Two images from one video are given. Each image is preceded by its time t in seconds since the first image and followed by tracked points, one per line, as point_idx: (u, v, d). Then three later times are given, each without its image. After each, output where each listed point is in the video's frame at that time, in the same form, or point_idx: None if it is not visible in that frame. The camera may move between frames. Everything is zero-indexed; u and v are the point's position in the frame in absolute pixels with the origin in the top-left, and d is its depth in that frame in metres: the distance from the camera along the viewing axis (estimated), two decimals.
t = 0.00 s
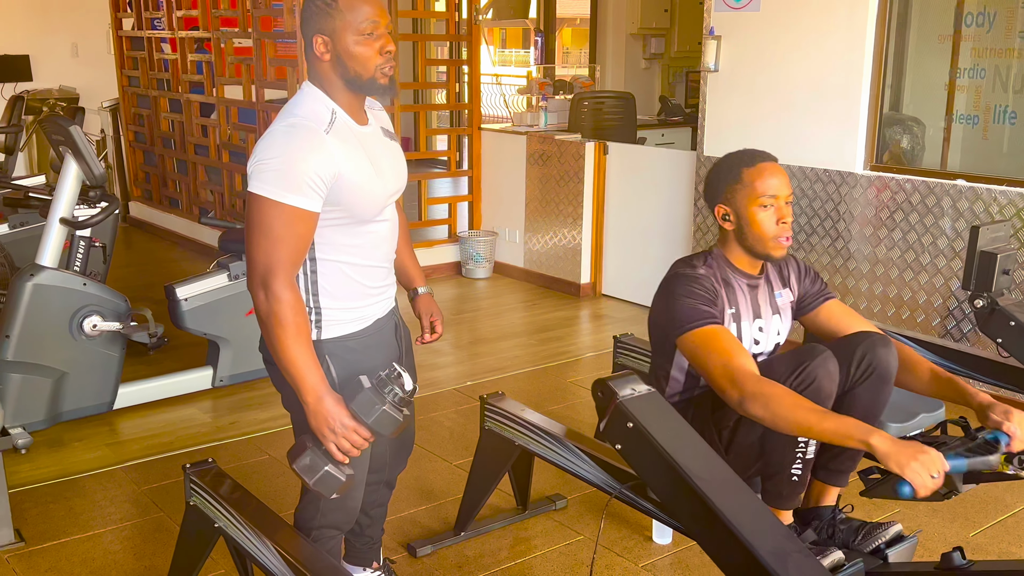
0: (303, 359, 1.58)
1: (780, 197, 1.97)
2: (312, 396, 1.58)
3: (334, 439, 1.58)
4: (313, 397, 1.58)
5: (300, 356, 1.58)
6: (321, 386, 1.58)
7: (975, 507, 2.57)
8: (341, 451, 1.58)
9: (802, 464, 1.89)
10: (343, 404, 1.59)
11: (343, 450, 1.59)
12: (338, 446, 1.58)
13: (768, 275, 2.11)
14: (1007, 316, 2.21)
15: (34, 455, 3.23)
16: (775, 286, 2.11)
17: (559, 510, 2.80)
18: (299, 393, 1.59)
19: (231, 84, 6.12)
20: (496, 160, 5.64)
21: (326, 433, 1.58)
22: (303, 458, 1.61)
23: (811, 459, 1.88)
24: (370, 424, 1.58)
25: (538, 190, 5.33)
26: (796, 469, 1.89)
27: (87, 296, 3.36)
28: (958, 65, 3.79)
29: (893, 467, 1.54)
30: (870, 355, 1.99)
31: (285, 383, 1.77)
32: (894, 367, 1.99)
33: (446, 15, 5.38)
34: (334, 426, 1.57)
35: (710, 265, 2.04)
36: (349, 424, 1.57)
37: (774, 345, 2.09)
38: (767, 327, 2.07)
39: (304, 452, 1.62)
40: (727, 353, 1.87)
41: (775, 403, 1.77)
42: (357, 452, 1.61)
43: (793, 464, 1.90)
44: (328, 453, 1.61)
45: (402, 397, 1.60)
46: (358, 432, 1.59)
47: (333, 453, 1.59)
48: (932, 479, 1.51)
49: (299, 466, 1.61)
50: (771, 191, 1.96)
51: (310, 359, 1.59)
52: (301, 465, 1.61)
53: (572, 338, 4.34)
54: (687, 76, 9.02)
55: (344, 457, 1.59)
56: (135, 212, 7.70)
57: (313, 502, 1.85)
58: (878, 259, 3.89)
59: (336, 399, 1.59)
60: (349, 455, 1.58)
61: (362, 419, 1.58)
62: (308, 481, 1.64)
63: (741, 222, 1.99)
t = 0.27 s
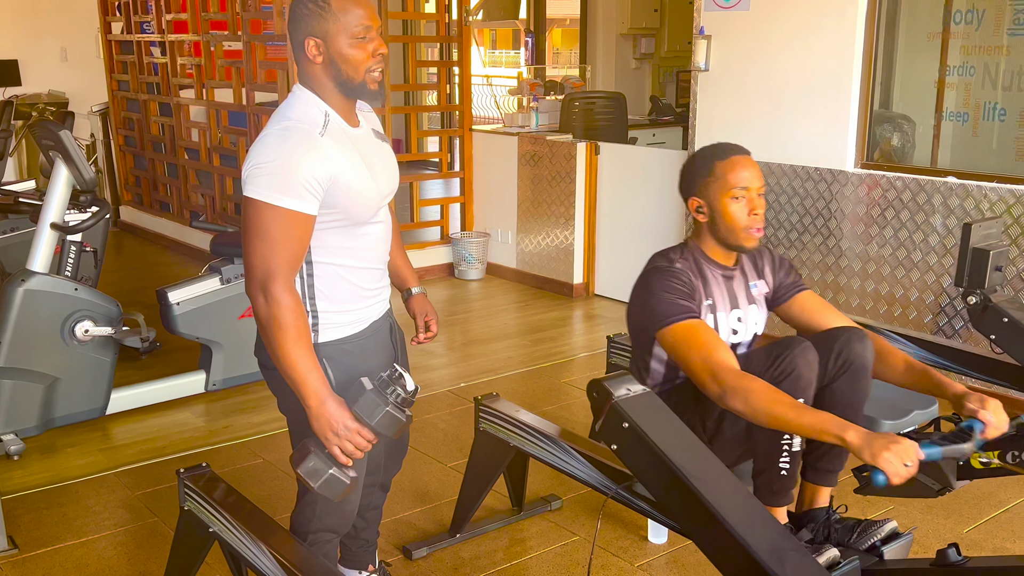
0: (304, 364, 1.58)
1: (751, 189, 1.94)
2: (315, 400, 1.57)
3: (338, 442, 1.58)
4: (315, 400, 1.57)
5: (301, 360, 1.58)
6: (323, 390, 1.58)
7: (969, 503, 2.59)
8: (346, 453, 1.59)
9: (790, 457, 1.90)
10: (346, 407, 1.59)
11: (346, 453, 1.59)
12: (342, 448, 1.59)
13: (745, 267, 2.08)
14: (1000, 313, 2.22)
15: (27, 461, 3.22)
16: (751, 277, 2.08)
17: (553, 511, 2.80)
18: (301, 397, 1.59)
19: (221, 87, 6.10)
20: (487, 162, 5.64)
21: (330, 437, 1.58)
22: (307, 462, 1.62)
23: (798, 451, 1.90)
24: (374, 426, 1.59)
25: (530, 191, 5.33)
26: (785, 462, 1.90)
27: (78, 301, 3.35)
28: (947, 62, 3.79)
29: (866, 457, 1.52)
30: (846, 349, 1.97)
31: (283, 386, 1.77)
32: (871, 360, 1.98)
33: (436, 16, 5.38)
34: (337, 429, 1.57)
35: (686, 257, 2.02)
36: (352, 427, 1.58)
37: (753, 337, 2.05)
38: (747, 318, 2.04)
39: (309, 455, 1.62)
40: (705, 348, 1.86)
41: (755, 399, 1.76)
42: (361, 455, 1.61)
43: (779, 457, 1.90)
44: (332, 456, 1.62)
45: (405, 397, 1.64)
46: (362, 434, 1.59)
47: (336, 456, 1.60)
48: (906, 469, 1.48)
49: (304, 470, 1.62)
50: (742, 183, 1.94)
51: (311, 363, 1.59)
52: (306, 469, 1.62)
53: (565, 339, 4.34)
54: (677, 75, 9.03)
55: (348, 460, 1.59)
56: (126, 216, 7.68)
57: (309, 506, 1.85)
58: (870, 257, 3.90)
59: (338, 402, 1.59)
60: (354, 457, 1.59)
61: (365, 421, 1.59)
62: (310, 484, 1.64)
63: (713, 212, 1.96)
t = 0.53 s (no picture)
0: (296, 367, 1.57)
1: (604, 161, 1.61)
2: (308, 404, 1.57)
3: (331, 445, 1.57)
4: (308, 404, 1.57)
5: (292, 364, 1.57)
6: (315, 393, 1.57)
7: (956, 496, 2.61)
8: (339, 456, 1.58)
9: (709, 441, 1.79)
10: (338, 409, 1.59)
11: (340, 456, 1.58)
12: (335, 451, 1.57)
13: (608, 228, 1.76)
14: (984, 307, 2.27)
15: (12, 468, 3.19)
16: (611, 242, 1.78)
17: (543, 510, 2.80)
18: (293, 401, 1.58)
19: (204, 90, 6.07)
20: (473, 162, 5.63)
21: (323, 440, 1.57)
22: (301, 466, 1.61)
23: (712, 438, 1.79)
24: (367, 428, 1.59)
25: (515, 191, 5.33)
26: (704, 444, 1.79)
27: (63, 307, 3.32)
28: (929, 58, 3.86)
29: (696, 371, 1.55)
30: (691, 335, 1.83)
31: (274, 390, 1.76)
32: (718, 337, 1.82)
33: (420, 17, 5.37)
34: (330, 432, 1.56)
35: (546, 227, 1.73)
36: (345, 430, 1.56)
37: (615, 299, 1.79)
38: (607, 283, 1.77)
39: (303, 459, 1.62)
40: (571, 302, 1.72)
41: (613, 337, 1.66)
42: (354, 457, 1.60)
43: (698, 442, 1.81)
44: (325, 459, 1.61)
45: (397, 399, 1.65)
46: (354, 436, 1.58)
47: (329, 459, 1.59)
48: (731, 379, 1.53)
49: (298, 473, 1.61)
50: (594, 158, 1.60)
51: (303, 366, 1.58)
52: (299, 472, 1.61)
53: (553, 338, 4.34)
54: (662, 74, 9.05)
55: (341, 463, 1.58)
56: (110, 220, 7.63)
57: (301, 510, 1.84)
58: (855, 253, 3.93)
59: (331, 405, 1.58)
60: (347, 460, 1.58)
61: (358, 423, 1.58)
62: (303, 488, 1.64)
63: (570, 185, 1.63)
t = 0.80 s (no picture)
0: (281, 372, 1.58)
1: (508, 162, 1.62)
2: (293, 409, 1.58)
3: (316, 449, 1.58)
4: (293, 408, 1.58)
5: (278, 368, 1.58)
6: (300, 398, 1.58)
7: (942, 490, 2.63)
8: (324, 460, 1.59)
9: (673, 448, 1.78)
10: (324, 413, 1.59)
11: (326, 460, 1.59)
12: (320, 456, 1.59)
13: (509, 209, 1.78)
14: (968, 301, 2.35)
15: None
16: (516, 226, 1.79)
17: (532, 511, 2.80)
18: (278, 406, 1.59)
19: (186, 94, 6.04)
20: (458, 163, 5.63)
21: (308, 444, 1.58)
22: (284, 471, 1.60)
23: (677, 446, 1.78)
24: (353, 432, 1.58)
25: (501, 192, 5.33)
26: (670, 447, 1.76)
27: (46, 313, 3.30)
28: (910, 53, 3.85)
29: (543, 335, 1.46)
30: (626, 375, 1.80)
31: (258, 395, 1.75)
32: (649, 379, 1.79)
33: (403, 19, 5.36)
34: (316, 436, 1.57)
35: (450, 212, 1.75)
36: (331, 434, 1.57)
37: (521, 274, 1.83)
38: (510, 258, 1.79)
39: (287, 462, 1.60)
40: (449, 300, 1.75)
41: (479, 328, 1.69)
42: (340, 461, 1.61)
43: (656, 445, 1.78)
44: (310, 463, 1.61)
45: (383, 402, 1.59)
46: (340, 440, 1.59)
47: (315, 463, 1.60)
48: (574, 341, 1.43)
49: (282, 478, 1.61)
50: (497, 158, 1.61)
51: (288, 371, 1.59)
52: (283, 478, 1.61)
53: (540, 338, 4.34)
54: (644, 74, 9.08)
55: (326, 468, 1.59)
56: (92, 226, 7.58)
57: (289, 515, 1.83)
58: (839, 250, 3.94)
59: (316, 410, 1.59)
60: (332, 464, 1.59)
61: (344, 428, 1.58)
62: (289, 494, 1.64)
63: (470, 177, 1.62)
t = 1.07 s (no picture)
0: (260, 376, 1.58)
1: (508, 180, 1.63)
2: (273, 412, 1.58)
3: (297, 453, 1.58)
4: (273, 412, 1.58)
5: (257, 372, 1.58)
6: (280, 401, 1.59)
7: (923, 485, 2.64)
8: (307, 463, 1.59)
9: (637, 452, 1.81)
10: (304, 416, 1.59)
11: (307, 463, 1.59)
12: (302, 460, 1.59)
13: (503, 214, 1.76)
14: (946, 297, 2.37)
15: None
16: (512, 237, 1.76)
17: (515, 513, 2.79)
18: (259, 411, 1.60)
19: (163, 98, 5.99)
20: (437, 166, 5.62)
21: (289, 448, 1.58)
22: (267, 476, 1.58)
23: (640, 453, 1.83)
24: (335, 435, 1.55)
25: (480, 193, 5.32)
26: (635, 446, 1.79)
27: (23, 322, 3.32)
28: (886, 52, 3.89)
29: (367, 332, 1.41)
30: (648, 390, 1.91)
31: (236, 403, 1.74)
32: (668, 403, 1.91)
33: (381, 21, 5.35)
34: (296, 440, 1.57)
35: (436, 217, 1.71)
36: (311, 437, 1.57)
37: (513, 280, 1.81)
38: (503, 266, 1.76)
39: (269, 468, 1.58)
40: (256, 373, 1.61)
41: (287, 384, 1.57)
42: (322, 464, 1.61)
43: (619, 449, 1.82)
44: (294, 467, 1.60)
45: (365, 403, 1.55)
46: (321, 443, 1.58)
47: (297, 467, 1.60)
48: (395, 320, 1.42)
49: (263, 485, 1.58)
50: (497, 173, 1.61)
51: (267, 375, 1.59)
52: (264, 483, 1.58)
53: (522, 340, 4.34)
54: (623, 74, 9.10)
55: (308, 472, 1.60)
56: (69, 233, 7.50)
57: (269, 522, 1.81)
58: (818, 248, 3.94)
59: (296, 413, 1.60)
60: (314, 468, 1.59)
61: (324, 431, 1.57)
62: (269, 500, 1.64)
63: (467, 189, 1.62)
